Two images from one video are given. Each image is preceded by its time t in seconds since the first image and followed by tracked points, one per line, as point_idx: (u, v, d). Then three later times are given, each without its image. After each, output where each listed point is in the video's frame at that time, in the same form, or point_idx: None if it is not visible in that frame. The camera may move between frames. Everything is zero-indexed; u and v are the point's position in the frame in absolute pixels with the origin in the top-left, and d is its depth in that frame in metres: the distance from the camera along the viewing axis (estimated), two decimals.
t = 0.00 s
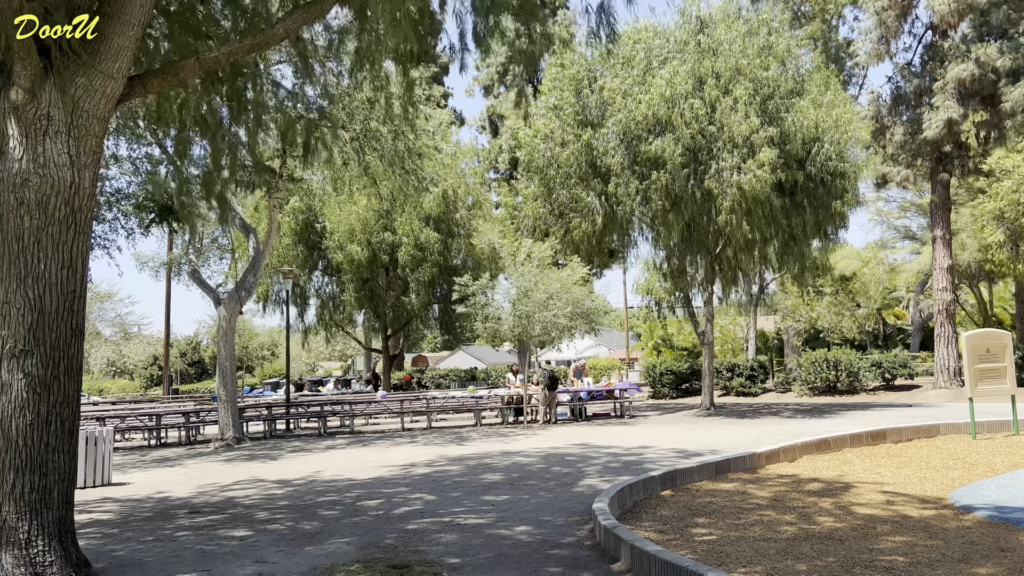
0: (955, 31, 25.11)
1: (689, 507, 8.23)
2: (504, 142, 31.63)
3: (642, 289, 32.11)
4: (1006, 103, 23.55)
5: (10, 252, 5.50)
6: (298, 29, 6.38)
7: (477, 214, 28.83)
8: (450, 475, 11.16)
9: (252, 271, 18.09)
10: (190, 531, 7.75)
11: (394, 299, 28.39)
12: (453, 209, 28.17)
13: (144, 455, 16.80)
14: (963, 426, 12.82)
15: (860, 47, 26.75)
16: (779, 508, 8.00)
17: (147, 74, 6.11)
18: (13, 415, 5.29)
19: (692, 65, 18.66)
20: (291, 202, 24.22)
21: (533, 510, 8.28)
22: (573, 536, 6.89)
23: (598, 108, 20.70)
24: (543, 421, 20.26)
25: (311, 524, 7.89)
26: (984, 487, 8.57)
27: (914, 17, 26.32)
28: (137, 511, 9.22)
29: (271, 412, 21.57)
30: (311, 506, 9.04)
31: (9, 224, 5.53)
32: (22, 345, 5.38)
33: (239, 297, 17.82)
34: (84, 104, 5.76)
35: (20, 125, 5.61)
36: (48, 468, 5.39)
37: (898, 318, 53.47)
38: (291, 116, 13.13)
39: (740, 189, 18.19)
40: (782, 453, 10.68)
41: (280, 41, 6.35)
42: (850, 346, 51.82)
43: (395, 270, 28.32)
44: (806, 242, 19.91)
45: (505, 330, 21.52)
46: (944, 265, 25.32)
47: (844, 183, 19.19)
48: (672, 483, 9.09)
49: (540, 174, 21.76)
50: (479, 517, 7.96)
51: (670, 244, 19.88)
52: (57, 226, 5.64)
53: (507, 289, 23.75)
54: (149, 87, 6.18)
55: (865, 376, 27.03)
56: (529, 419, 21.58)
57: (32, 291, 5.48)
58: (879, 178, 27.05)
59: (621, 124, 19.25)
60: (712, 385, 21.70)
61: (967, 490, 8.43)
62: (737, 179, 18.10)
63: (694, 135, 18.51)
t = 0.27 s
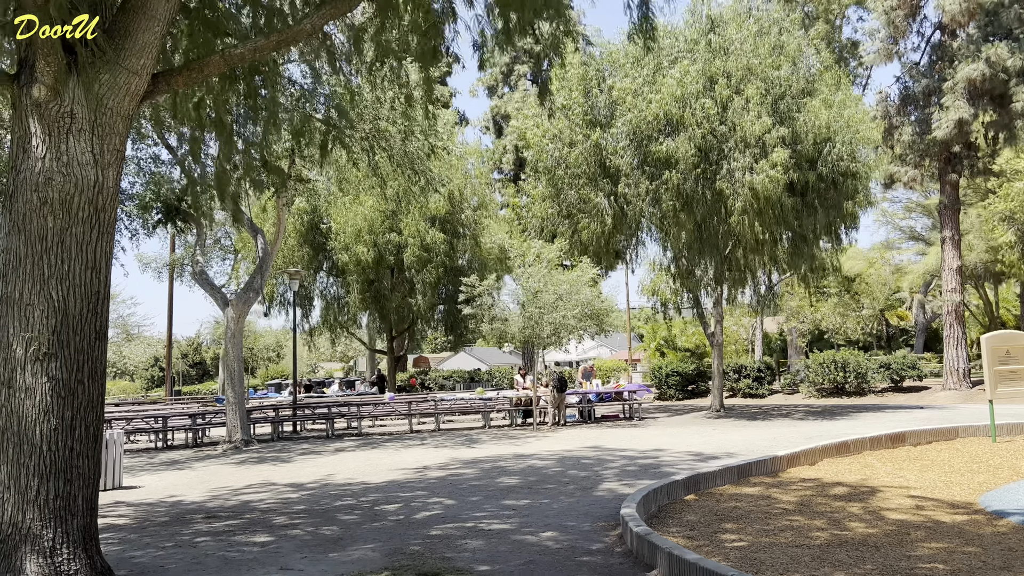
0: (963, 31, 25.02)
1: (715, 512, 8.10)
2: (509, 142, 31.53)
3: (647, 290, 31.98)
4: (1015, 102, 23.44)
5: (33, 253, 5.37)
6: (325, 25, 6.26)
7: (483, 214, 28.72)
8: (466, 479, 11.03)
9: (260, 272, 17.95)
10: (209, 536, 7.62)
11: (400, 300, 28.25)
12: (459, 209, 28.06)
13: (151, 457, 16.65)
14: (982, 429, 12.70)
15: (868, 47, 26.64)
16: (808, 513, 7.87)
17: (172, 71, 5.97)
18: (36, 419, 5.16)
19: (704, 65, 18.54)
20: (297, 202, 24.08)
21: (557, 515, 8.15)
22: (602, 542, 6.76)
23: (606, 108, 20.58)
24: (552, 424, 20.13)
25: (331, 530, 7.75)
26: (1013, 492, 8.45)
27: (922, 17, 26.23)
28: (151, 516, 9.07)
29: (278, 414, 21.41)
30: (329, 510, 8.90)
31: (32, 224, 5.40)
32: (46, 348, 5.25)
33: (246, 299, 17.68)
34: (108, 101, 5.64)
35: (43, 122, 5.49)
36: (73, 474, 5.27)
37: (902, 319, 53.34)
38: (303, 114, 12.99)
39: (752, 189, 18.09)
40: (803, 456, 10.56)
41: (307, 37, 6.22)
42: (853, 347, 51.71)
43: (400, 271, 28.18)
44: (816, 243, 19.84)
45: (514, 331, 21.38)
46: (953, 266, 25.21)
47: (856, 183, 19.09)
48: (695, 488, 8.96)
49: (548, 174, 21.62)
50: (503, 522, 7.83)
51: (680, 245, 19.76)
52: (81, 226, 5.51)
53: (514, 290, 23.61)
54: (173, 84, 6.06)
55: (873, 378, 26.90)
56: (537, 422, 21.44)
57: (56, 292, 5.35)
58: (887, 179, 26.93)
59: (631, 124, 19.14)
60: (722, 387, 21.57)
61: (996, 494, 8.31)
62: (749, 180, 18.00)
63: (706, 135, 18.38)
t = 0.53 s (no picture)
0: (972, 30, 24.94)
1: (741, 515, 8.00)
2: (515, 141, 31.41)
3: (653, 291, 31.88)
4: None
5: (60, 251, 5.27)
6: (354, 19, 6.22)
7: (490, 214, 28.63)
8: (483, 480, 10.94)
9: (270, 272, 17.87)
10: (230, 539, 7.53)
11: (406, 301, 28.16)
12: (466, 209, 27.97)
13: (161, 459, 16.54)
14: (1000, 429, 12.61)
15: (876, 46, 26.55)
16: (836, 515, 7.78)
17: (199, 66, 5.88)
18: (65, 420, 5.06)
19: (715, 64, 18.45)
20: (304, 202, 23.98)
21: (582, 517, 8.04)
22: (632, 546, 6.66)
23: (616, 108, 20.48)
24: (562, 425, 20.02)
25: (354, 532, 7.65)
26: None
27: (931, 16, 26.13)
28: (169, 517, 8.98)
29: (286, 415, 21.30)
30: (348, 513, 8.80)
31: (60, 221, 5.30)
32: (74, 347, 5.15)
33: (255, 299, 17.57)
34: (136, 97, 5.55)
35: (70, 118, 5.40)
36: (102, 475, 5.17)
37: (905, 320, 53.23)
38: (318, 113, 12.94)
39: (765, 189, 18.03)
40: (824, 458, 10.46)
41: (336, 31, 6.19)
42: (857, 348, 51.64)
43: (406, 272, 28.07)
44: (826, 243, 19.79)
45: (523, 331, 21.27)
46: (962, 267, 25.12)
47: (868, 183, 19.02)
48: (719, 489, 8.86)
49: (557, 174, 21.51)
50: (527, 525, 7.74)
51: (691, 245, 19.69)
52: (108, 224, 5.41)
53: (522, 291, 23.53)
54: (200, 80, 5.97)
55: (882, 378, 26.80)
56: (546, 423, 21.34)
57: (84, 290, 5.25)
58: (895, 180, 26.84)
59: (641, 124, 19.06)
60: (732, 388, 21.48)
61: None
62: (761, 179, 17.95)
63: (718, 135, 18.32)
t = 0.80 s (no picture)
0: (980, 30, 24.87)
1: (765, 517, 7.93)
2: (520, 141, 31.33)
3: (659, 291, 31.80)
4: None
5: (88, 250, 5.20)
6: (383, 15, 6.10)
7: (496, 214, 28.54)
8: (498, 481, 10.86)
9: (278, 272, 17.83)
10: (251, 541, 7.46)
11: (411, 301, 28.07)
12: (471, 209, 27.90)
13: (169, 460, 16.45)
14: (1017, 431, 12.54)
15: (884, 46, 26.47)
16: (861, 517, 7.71)
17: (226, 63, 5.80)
18: (94, 421, 5.00)
19: (725, 63, 18.43)
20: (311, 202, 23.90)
21: (604, 519, 7.97)
22: (660, 548, 6.59)
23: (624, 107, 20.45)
24: (571, 425, 19.95)
25: (375, 535, 7.59)
26: None
27: (938, 16, 26.07)
28: (186, 519, 8.91)
29: (294, 416, 21.22)
30: (366, 514, 8.73)
31: (86, 220, 5.24)
32: (103, 347, 5.08)
33: (264, 299, 17.50)
34: (163, 94, 5.49)
35: (97, 115, 5.34)
36: (130, 478, 5.10)
37: (908, 320, 53.14)
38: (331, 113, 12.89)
39: (776, 188, 18.01)
40: (842, 459, 10.39)
41: (364, 28, 6.09)
42: (860, 348, 51.60)
43: (412, 273, 27.99)
44: (836, 243, 19.73)
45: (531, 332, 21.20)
46: (970, 267, 25.05)
47: (879, 182, 18.99)
48: (740, 492, 8.79)
49: (564, 174, 21.44)
50: (550, 527, 7.67)
51: (701, 245, 19.64)
52: (135, 223, 5.34)
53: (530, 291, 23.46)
54: (226, 76, 5.91)
55: (889, 379, 26.73)
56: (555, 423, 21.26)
57: (111, 289, 5.19)
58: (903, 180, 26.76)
59: (650, 123, 19.01)
60: (741, 389, 21.41)
61: None
62: (773, 178, 17.93)
63: (729, 134, 18.34)
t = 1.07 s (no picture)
0: (988, 30, 24.83)
1: (788, 518, 7.86)
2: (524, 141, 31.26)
3: (664, 291, 31.73)
4: None
5: (114, 248, 5.13)
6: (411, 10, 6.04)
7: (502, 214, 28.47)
8: (514, 482, 10.79)
9: (286, 272, 17.75)
10: (272, 542, 7.39)
11: (416, 301, 27.99)
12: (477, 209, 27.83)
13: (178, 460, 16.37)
14: None
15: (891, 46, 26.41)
16: (886, 519, 7.65)
17: (253, 59, 5.73)
18: (122, 421, 4.93)
19: (734, 63, 18.41)
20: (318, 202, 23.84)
21: (627, 521, 7.91)
22: (687, 550, 6.53)
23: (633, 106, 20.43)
24: (580, 425, 19.89)
25: (397, 536, 7.52)
26: None
27: (945, 16, 26.03)
28: (203, 520, 8.84)
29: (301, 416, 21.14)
30: (384, 516, 8.65)
31: (113, 218, 5.17)
32: (130, 346, 5.01)
33: (273, 299, 17.43)
34: (189, 91, 5.42)
35: (124, 112, 5.27)
36: (158, 479, 5.03)
37: (911, 320, 53.10)
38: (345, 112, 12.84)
39: (787, 188, 17.99)
40: (861, 460, 10.34)
41: (391, 24, 6.03)
42: (863, 348, 51.57)
43: (417, 272, 27.92)
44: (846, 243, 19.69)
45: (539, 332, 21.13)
46: (978, 267, 25.00)
47: (889, 181, 18.98)
48: (761, 493, 8.72)
49: (572, 173, 21.37)
50: (573, 528, 7.59)
51: (710, 244, 19.59)
52: (162, 221, 5.28)
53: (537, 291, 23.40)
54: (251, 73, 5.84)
55: (896, 379, 26.67)
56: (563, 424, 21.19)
57: (139, 289, 5.12)
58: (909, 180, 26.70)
59: (660, 122, 18.98)
60: (750, 389, 21.35)
61: None
62: (783, 177, 17.90)
63: (739, 133, 18.33)
